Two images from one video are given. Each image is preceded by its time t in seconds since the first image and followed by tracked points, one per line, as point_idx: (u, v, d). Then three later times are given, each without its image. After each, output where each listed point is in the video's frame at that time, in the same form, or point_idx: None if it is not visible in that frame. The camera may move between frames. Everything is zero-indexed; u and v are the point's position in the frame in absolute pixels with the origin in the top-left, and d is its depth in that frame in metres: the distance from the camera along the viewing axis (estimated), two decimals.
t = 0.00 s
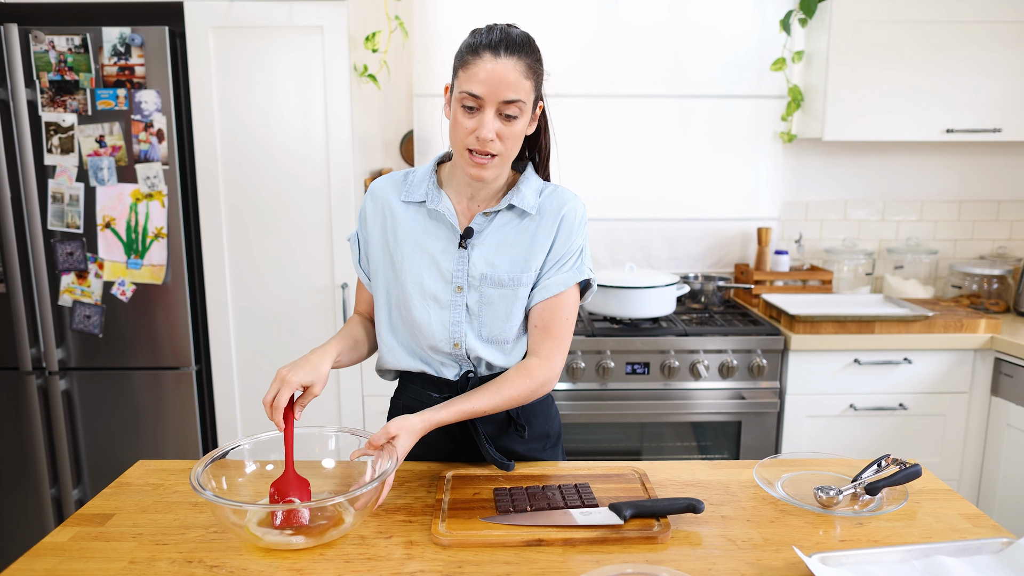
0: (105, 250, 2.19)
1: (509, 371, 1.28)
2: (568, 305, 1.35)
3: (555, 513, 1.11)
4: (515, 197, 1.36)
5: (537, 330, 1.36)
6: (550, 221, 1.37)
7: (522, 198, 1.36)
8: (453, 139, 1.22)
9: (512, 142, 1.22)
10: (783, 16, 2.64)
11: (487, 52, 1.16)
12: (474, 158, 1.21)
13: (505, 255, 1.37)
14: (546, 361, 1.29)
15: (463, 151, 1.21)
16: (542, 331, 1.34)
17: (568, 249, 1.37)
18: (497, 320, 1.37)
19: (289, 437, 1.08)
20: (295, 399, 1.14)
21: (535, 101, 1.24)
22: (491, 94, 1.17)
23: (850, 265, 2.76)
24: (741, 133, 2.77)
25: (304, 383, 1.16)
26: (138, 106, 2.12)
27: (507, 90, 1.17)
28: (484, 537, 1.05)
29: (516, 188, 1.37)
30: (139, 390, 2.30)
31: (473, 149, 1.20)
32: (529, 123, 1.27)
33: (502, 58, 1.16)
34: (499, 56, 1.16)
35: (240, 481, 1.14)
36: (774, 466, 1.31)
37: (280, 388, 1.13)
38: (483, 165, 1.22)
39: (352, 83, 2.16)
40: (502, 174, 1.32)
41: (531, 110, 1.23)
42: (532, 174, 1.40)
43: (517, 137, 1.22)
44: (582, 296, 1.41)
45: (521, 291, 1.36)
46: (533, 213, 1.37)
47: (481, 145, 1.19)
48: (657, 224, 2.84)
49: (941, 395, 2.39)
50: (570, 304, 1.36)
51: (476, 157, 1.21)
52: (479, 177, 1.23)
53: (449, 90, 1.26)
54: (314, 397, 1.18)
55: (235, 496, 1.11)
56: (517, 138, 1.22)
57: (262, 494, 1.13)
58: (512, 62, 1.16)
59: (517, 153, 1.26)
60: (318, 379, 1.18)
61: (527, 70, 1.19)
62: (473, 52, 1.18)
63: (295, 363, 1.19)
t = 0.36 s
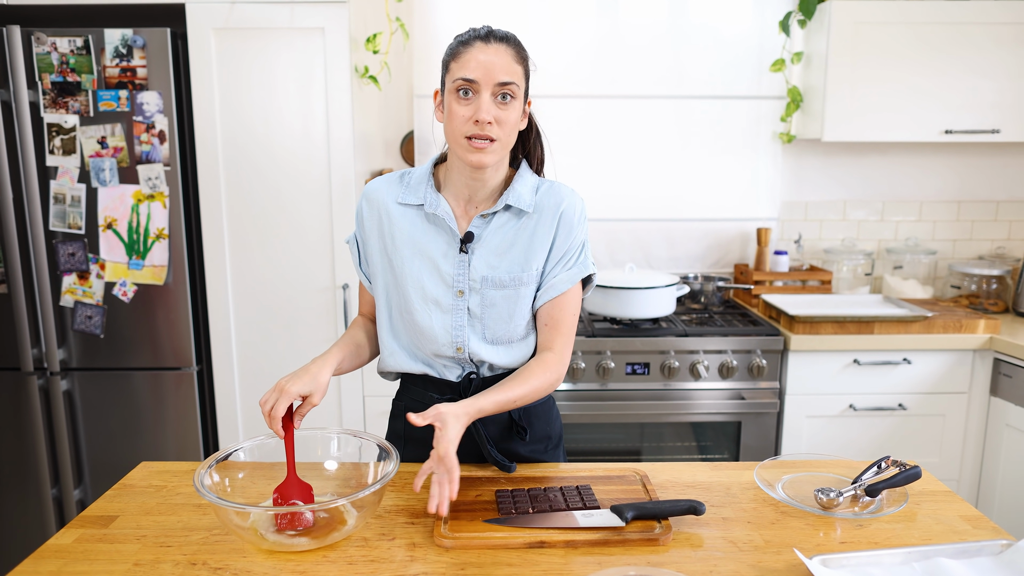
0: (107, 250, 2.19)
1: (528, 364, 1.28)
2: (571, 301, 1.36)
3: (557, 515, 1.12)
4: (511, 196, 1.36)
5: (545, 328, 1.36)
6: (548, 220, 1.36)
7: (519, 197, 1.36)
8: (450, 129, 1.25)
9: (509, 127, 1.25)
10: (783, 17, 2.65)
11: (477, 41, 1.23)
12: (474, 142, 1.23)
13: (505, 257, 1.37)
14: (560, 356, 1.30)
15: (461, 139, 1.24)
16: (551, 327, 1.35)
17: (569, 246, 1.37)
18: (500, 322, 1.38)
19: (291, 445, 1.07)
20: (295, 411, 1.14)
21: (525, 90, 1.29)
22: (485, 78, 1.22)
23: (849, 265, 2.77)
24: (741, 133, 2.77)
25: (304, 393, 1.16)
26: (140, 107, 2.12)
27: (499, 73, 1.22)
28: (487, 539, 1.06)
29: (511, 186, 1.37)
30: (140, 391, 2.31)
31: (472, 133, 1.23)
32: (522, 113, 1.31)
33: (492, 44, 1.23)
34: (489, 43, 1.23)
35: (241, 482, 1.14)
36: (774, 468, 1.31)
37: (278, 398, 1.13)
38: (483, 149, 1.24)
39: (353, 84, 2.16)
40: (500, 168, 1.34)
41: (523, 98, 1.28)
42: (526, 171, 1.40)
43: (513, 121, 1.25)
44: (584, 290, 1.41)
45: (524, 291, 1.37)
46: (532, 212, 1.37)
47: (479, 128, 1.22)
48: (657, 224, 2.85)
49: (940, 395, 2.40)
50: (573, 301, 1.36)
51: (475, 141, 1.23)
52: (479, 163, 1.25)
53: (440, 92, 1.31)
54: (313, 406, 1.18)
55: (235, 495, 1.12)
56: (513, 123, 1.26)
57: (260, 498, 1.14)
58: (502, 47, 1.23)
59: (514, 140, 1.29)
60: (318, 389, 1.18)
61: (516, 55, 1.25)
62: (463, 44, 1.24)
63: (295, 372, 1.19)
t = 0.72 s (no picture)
0: (108, 251, 2.19)
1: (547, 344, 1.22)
2: (574, 294, 1.32)
3: (559, 516, 1.12)
4: (512, 196, 1.36)
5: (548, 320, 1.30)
6: (550, 218, 1.36)
7: (520, 196, 1.36)
8: (445, 130, 1.26)
9: (503, 122, 1.25)
10: (783, 18, 2.65)
11: (463, 43, 1.25)
12: (470, 139, 1.23)
13: (508, 256, 1.37)
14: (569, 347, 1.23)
15: (456, 138, 1.24)
16: (557, 320, 1.28)
17: (571, 243, 1.35)
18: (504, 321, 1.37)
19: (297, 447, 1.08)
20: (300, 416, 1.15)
21: (517, 87, 1.30)
22: (474, 76, 1.23)
23: (849, 266, 2.77)
24: (741, 134, 2.77)
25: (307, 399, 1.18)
26: (141, 108, 2.12)
27: (487, 70, 1.23)
28: (488, 541, 1.06)
29: (512, 187, 1.37)
30: (141, 391, 2.31)
31: (466, 130, 1.23)
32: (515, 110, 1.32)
33: (478, 43, 1.25)
34: (475, 43, 1.25)
35: (244, 485, 1.14)
36: (775, 470, 1.32)
37: (282, 404, 1.15)
38: (479, 144, 1.24)
39: (354, 85, 2.16)
40: (499, 166, 1.34)
41: (514, 94, 1.29)
42: (527, 171, 1.40)
43: (506, 116, 1.26)
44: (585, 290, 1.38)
45: (526, 289, 1.36)
46: (533, 211, 1.36)
47: (472, 124, 1.23)
48: (657, 225, 2.85)
49: (940, 396, 2.40)
50: (573, 296, 1.31)
51: (470, 138, 1.24)
52: (476, 159, 1.25)
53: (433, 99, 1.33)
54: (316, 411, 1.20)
55: (237, 498, 1.12)
56: (507, 118, 1.26)
57: (261, 500, 1.13)
58: (488, 46, 1.25)
59: (509, 136, 1.29)
60: (321, 394, 1.20)
61: (503, 53, 1.26)
62: (450, 49, 1.27)
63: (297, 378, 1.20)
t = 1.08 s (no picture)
0: (109, 252, 2.19)
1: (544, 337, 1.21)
2: (581, 287, 1.30)
3: (560, 518, 1.13)
4: (513, 195, 1.36)
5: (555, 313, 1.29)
6: (551, 216, 1.36)
7: (521, 196, 1.36)
8: (438, 135, 1.27)
9: (494, 121, 1.26)
10: (784, 19, 2.65)
11: (450, 49, 1.27)
12: (462, 140, 1.24)
13: (510, 254, 1.37)
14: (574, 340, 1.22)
15: (449, 141, 1.25)
16: (562, 314, 1.28)
17: (572, 239, 1.35)
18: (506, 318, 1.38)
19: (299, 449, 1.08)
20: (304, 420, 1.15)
21: (508, 87, 1.30)
22: (461, 79, 1.24)
23: (850, 267, 2.76)
24: (742, 135, 2.77)
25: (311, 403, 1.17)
26: (143, 109, 2.12)
27: (474, 72, 1.24)
28: (490, 543, 1.06)
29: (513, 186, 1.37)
30: (142, 392, 2.31)
31: (458, 131, 1.24)
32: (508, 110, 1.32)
33: (463, 48, 1.26)
34: (461, 48, 1.26)
35: (246, 486, 1.14)
36: (776, 472, 1.32)
37: (286, 407, 1.15)
38: (471, 145, 1.24)
39: (356, 86, 2.17)
40: (496, 165, 1.34)
41: (505, 94, 1.29)
42: (528, 173, 1.40)
43: (497, 116, 1.26)
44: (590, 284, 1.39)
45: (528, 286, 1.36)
46: (534, 210, 1.36)
47: (463, 126, 1.23)
48: (658, 226, 2.85)
49: (940, 397, 2.40)
50: (581, 287, 1.31)
51: (462, 140, 1.24)
52: (470, 160, 1.25)
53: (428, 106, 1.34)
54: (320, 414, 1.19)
55: (239, 499, 1.12)
56: (498, 118, 1.26)
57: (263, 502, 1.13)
58: (473, 48, 1.26)
59: (503, 135, 1.29)
60: (326, 398, 1.20)
61: (489, 55, 1.27)
62: (438, 57, 1.28)
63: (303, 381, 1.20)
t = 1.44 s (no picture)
0: (110, 250, 2.20)
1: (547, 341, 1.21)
2: (581, 285, 1.31)
3: (559, 517, 1.13)
4: (508, 194, 1.35)
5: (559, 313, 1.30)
6: (547, 213, 1.35)
7: (516, 195, 1.35)
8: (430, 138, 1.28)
9: (483, 122, 1.26)
10: (785, 19, 2.65)
11: (437, 55, 1.28)
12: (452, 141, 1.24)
13: (507, 251, 1.37)
14: (577, 339, 1.22)
15: (440, 144, 1.26)
16: (564, 313, 1.29)
17: (569, 235, 1.35)
18: (504, 313, 1.38)
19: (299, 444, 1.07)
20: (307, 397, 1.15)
21: (496, 88, 1.30)
22: (448, 82, 1.24)
23: (851, 267, 2.75)
24: (743, 136, 2.77)
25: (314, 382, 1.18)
26: (144, 108, 2.12)
27: (460, 75, 1.25)
28: (489, 542, 1.06)
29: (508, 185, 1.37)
30: (142, 391, 2.31)
31: (448, 133, 1.24)
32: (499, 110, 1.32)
33: (449, 53, 1.27)
34: (447, 53, 1.27)
35: (245, 485, 1.14)
36: (776, 472, 1.32)
37: (288, 385, 1.15)
38: (462, 146, 1.25)
39: (356, 85, 2.17)
40: (489, 165, 1.35)
41: (494, 94, 1.29)
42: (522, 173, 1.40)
43: (486, 116, 1.26)
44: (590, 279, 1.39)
45: (526, 282, 1.36)
46: (529, 209, 1.36)
47: (452, 127, 1.23)
48: (659, 226, 2.85)
49: (941, 398, 2.40)
50: (582, 284, 1.31)
51: (453, 141, 1.25)
52: (462, 160, 1.25)
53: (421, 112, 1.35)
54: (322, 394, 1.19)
55: (238, 497, 1.12)
56: (487, 118, 1.26)
57: (262, 500, 1.13)
58: (459, 53, 1.27)
59: (493, 135, 1.29)
60: (328, 379, 1.20)
61: (475, 57, 1.28)
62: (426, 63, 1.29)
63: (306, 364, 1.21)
